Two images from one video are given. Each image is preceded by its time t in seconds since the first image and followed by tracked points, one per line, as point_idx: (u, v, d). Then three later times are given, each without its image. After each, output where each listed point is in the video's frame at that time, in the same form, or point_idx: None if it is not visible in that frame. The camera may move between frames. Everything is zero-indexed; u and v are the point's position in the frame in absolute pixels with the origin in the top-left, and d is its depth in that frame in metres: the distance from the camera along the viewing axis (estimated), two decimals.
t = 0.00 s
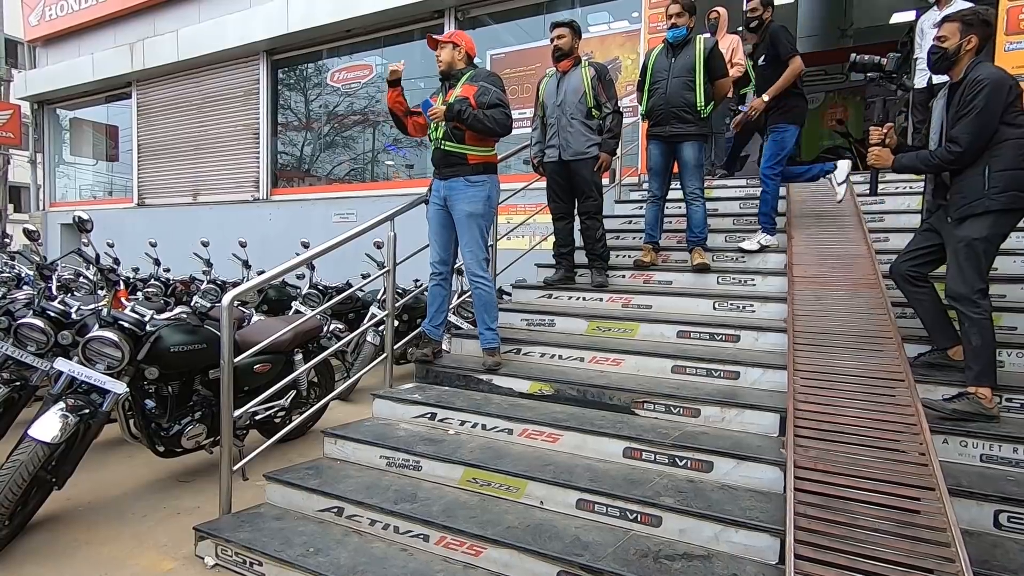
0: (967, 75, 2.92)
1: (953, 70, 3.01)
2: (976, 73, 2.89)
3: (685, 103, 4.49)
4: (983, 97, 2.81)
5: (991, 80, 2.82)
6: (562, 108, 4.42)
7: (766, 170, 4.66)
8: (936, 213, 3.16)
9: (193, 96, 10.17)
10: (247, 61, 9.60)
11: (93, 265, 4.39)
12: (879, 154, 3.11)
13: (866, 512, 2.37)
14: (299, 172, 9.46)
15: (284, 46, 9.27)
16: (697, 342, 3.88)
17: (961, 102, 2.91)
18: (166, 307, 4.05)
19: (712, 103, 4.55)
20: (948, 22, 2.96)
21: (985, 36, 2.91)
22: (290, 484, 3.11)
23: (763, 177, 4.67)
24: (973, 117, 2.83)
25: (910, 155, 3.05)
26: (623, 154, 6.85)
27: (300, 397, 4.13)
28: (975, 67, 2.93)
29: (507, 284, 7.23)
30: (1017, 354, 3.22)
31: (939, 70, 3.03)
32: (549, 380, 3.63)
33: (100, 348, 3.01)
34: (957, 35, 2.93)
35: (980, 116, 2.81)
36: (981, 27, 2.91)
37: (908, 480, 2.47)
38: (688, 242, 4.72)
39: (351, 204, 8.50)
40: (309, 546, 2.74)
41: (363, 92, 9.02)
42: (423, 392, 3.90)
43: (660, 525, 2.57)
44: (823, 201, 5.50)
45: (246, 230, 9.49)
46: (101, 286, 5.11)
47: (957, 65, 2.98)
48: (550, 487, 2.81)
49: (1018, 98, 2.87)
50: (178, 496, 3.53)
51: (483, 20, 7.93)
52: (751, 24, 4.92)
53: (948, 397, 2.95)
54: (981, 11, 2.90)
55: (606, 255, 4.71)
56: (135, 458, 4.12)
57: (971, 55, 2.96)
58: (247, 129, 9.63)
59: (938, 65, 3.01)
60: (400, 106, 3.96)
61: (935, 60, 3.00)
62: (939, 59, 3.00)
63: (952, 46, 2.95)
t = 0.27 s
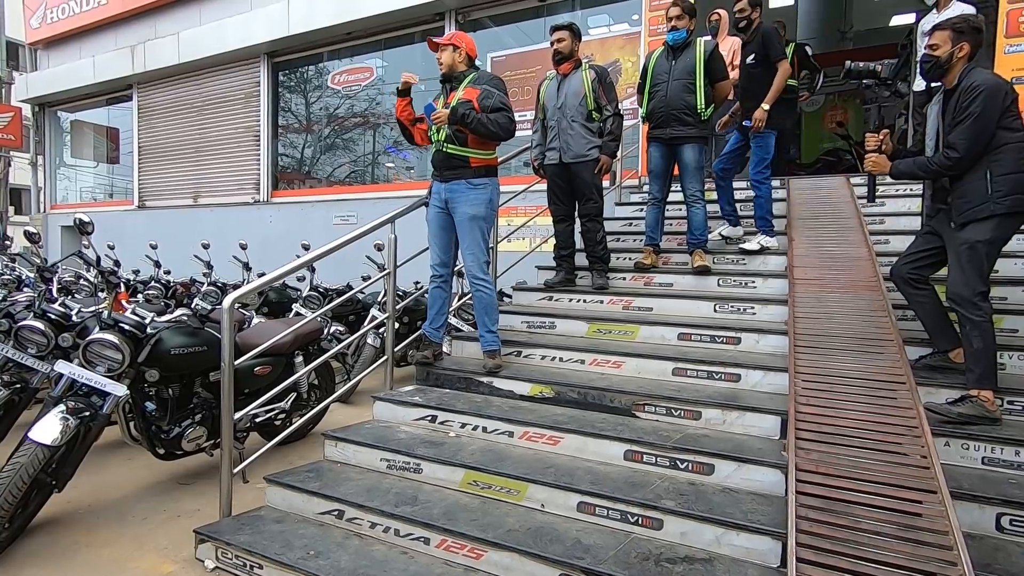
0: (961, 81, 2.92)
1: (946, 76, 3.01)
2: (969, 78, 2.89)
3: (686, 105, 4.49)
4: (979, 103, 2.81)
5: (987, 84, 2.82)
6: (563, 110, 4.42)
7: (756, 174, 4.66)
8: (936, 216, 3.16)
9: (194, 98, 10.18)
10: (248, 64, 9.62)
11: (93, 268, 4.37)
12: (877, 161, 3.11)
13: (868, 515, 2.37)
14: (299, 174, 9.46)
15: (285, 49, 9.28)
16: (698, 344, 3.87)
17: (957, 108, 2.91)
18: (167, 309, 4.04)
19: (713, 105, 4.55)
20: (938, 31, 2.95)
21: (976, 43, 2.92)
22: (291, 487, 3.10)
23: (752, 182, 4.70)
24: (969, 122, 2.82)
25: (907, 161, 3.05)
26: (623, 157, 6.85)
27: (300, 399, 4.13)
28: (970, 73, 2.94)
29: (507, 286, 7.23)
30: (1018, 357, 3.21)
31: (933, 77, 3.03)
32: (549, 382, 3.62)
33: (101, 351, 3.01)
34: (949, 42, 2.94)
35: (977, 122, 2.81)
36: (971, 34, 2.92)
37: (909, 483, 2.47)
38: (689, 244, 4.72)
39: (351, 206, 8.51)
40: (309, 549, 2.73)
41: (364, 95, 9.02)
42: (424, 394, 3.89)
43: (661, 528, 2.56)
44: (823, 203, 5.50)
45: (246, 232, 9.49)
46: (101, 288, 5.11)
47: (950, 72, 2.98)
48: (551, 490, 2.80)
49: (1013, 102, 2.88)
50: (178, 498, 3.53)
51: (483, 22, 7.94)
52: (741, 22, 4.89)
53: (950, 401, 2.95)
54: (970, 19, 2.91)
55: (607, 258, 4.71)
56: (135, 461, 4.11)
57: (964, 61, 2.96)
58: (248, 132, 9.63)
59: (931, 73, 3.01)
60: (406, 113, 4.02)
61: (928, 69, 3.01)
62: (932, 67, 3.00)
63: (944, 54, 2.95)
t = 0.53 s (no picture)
0: (956, 88, 2.91)
1: (939, 84, 2.99)
2: (965, 86, 2.88)
3: (687, 107, 4.48)
4: (977, 109, 2.80)
5: (984, 92, 2.81)
6: (564, 112, 4.42)
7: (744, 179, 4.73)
8: (935, 219, 3.15)
9: (195, 100, 10.19)
10: (249, 66, 9.63)
11: (94, 270, 4.37)
12: (874, 167, 3.10)
13: (871, 519, 2.36)
14: (300, 176, 9.47)
15: (286, 51, 9.29)
16: (699, 346, 3.87)
17: (954, 115, 2.90)
18: (168, 311, 4.04)
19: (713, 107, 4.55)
20: (932, 37, 2.92)
21: (968, 50, 2.90)
22: (291, 489, 3.10)
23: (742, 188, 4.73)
24: (967, 129, 2.82)
25: (904, 167, 3.05)
26: (624, 158, 6.85)
27: (301, 402, 4.12)
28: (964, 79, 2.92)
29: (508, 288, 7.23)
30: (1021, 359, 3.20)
31: (926, 84, 3.01)
32: (550, 385, 3.62)
33: (102, 353, 3.00)
34: (941, 50, 2.91)
35: (975, 129, 2.81)
36: (964, 42, 2.89)
37: (912, 486, 2.46)
38: (690, 246, 4.71)
39: (352, 208, 8.51)
40: (310, 552, 2.72)
41: (365, 97, 9.03)
42: (425, 397, 3.89)
43: (663, 531, 2.55)
44: (825, 205, 5.50)
45: (247, 234, 9.49)
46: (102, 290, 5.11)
47: (943, 79, 2.96)
48: (552, 493, 2.80)
49: (1010, 106, 2.89)
50: (179, 501, 3.52)
51: (484, 25, 7.95)
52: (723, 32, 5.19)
53: (952, 404, 2.94)
54: (962, 27, 2.88)
55: (608, 260, 4.70)
56: (135, 463, 4.10)
57: (957, 68, 2.94)
58: (249, 134, 9.64)
59: (924, 80, 2.99)
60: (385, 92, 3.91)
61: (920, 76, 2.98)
62: (925, 74, 2.98)
63: (937, 61, 2.93)
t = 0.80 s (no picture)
0: (953, 94, 2.90)
1: (934, 90, 2.98)
2: (962, 92, 2.87)
3: (687, 109, 4.47)
4: (977, 115, 2.79)
5: (982, 98, 2.80)
6: (563, 114, 4.42)
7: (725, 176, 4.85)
8: (933, 222, 3.14)
9: (195, 102, 10.20)
10: (249, 68, 9.64)
11: (94, 272, 4.36)
12: (872, 173, 3.06)
13: (873, 521, 2.35)
14: (300, 178, 9.47)
15: (285, 53, 9.29)
16: (699, 348, 3.86)
17: (952, 121, 2.88)
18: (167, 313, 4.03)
19: (713, 108, 4.55)
20: (926, 43, 2.92)
21: (963, 56, 2.90)
22: (290, 492, 3.09)
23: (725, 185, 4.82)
24: (966, 135, 2.81)
25: (901, 173, 3.03)
26: (624, 160, 6.85)
27: (301, 404, 4.11)
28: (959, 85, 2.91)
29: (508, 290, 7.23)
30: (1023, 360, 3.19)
31: (920, 90, 2.99)
32: (550, 387, 3.61)
33: (101, 355, 3.00)
34: (936, 55, 2.91)
35: (974, 135, 2.79)
36: (958, 48, 2.90)
37: (914, 488, 2.45)
38: (690, 248, 4.71)
39: (352, 210, 8.51)
40: (310, 555, 2.71)
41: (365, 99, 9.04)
42: (424, 399, 3.88)
43: (664, 533, 2.54)
44: (825, 206, 5.49)
45: (247, 236, 9.48)
46: (102, 292, 5.10)
47: (938, 84, 2.94)
48: (552, 496, 2.79)
49: (1007, 113, 2.89)
50: (178, 504, 3.51)
51: (483, 27, 7.96)
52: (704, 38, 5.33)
53: (954, 407, 2.93)
54: (956, 33, 2.89)
55: (608, 261, 4.70)
56: (134, 466, 4.09)
57: (951, 74, 2.93)
58: (249, 136, 9.64)
59: (918, 85, 2.97)
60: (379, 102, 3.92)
61: (915, 82, 2.97)
62: (920, 80, 2.96)
63: (931, 66, 2.92)
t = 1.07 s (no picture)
0: (949, 99, 2.89)
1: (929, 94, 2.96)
2: (959, 96, 2.87)
3: (685, 108, 4.47)
4: (975, 119, 2.80)
5: (980, 103, 2.80)
6: (561, 114, 4.41)
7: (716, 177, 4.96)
8: (928, 224, 3.14)
9: (192, 102, 10.17)
10: (246, 68, 9.62)
11: (90, 272, 4.35)
12: (868, 176, 3.07)
13: (872, 521, 2.35)
14: (298, 178, 9.45)
15: (283, 52, 9.28)
16: (698, 348, 3.85)
17: (948, 125, 2.88)
18: (165, 313, 4.02)
19: (711, 108, 4.55)
20: (921, 47, 2.90)
21: (957, 60, 2.88)
22: (288, 492, 3.08)
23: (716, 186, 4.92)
24: (963, 139, 2.81)
25: (898, 177, 3.04)
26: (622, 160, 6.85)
27: (298, 404, 4.10)
28: (954, 89, 2.90)
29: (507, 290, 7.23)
30: (1021, 360, 3.19)
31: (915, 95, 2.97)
32: (549, 387, 3.60)
33: (97, 355, 2.98)
34: (931, 60, 2.88)
35: (972, 138, 2.80)
36: (951, 51, 2.88)
37: (913, 488, 2.45)
38: (689, 248, 4.71)
39: (350, 210, 8.50)
40: (308, 556, 2.70)
41: (363, 98, 9.03)
42: (423, 399, 3.87)
43: (663, 533, 2.54)
44: (823, 206, 5.50)
45: (245, 236, 9.47)
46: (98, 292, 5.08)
47: (933, 88, 2.92)
48: (551, 495, 2.78)
49: (1005, 116, 2.89)
50: (175, 504, 3.50)
51: (482, 26, 7.95)
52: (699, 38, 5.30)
53: (952, 407, 2.93)
54: (950, 37, 2.88)
55: (606, 261, 4.69)
56: (131, 467, 4.08)
57: (946, 78, 2.91)
58: (246, 135, 9.63)
59: (913, 90, 2.95)
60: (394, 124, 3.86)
61: (909, 87, 2.95)
62: (915, 84, 2.93)
63: (927, 71, 2.89)
